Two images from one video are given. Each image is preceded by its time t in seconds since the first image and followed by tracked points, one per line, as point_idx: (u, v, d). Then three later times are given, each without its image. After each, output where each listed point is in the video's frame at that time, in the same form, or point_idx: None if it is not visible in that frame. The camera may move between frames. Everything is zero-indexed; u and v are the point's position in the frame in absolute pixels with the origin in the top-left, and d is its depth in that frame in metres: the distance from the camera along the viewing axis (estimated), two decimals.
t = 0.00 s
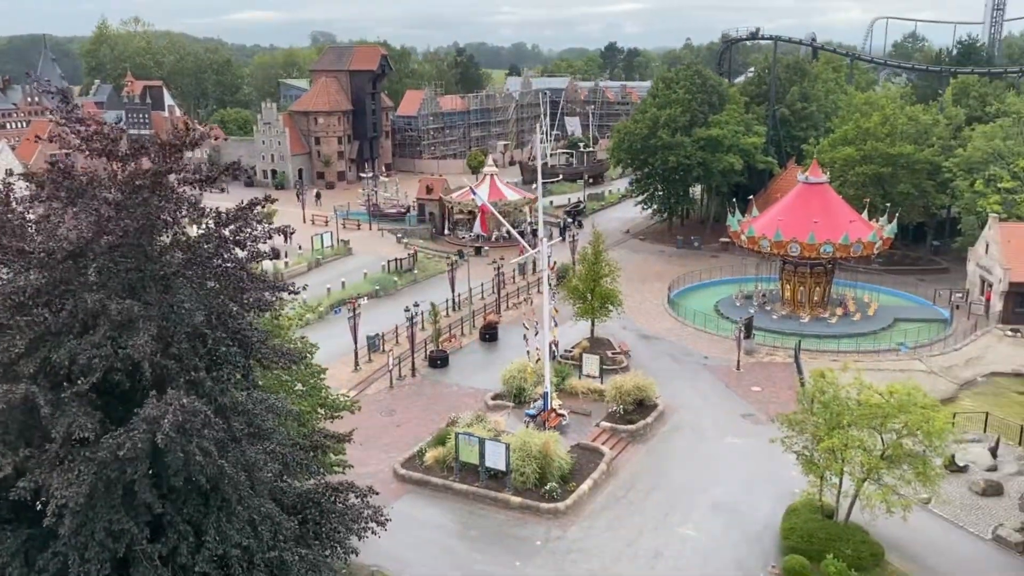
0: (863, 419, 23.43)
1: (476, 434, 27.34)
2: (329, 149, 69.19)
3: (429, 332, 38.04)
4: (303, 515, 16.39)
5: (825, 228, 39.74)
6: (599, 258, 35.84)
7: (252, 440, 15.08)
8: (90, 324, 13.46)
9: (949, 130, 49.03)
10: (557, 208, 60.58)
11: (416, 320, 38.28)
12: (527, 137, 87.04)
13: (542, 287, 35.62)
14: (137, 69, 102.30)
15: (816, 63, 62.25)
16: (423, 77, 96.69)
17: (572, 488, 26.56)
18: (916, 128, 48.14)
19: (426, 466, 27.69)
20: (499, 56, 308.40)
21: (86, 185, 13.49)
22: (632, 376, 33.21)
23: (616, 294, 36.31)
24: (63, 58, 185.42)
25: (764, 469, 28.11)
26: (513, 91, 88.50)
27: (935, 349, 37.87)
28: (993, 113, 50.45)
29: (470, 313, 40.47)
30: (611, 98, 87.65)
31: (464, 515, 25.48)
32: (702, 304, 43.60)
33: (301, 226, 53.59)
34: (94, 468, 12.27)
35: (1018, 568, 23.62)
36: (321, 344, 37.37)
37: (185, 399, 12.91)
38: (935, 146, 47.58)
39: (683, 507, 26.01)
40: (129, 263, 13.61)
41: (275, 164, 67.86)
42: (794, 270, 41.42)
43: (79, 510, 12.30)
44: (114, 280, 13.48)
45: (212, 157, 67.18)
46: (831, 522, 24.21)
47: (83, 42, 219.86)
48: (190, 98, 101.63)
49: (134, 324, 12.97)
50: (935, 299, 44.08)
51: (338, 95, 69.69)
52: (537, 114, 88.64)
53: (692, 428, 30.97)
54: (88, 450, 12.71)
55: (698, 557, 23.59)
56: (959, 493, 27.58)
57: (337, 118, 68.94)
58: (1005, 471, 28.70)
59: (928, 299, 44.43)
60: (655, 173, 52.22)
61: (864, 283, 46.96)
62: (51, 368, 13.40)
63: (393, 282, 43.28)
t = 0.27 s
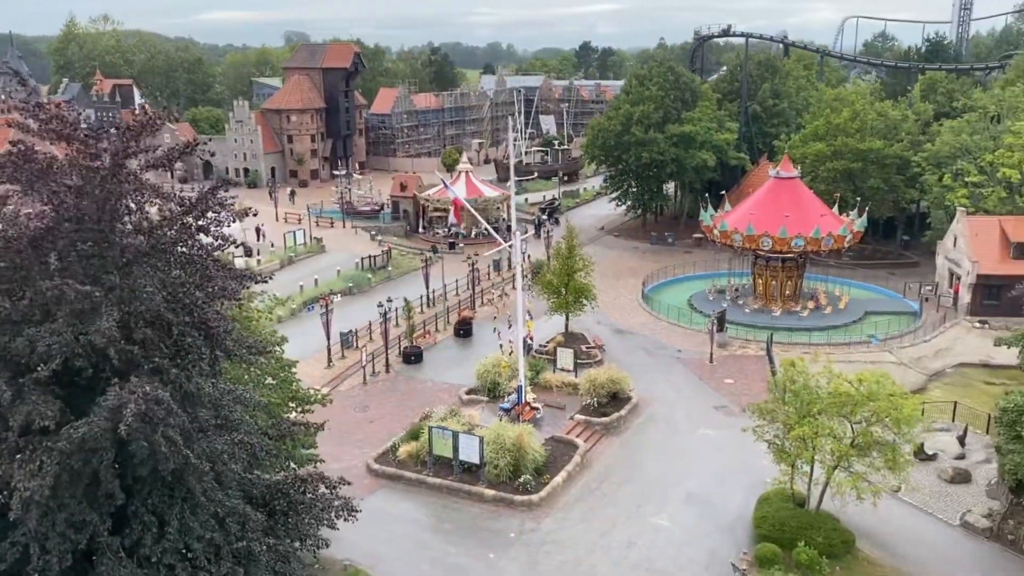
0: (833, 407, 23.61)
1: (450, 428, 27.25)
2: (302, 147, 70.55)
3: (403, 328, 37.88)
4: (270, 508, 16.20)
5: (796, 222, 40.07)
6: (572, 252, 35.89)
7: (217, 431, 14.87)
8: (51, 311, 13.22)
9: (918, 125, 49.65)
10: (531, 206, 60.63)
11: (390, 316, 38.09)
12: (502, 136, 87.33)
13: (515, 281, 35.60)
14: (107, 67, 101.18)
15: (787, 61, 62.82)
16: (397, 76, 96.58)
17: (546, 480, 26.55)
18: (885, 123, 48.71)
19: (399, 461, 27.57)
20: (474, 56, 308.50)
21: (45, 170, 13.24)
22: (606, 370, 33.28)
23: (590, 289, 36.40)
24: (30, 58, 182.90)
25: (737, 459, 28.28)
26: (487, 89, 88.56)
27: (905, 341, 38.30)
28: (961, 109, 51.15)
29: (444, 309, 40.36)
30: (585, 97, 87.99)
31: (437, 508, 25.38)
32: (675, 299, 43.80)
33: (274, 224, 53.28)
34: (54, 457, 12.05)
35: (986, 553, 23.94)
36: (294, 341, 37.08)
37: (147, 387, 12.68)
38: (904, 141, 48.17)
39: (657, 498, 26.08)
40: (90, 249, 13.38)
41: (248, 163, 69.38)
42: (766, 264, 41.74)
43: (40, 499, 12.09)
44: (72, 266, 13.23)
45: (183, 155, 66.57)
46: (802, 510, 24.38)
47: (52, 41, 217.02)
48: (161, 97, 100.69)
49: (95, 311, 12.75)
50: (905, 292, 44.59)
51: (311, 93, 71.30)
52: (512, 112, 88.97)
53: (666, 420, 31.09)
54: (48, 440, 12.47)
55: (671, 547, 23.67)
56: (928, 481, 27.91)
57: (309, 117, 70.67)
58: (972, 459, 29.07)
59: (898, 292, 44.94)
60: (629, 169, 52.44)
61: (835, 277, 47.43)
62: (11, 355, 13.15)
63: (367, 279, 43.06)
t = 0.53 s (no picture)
0: (803, 396, 23.78)
1: (423, 422, 27.13)
2: (275, 145, 70.75)
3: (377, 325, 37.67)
4: (238, 499, 16.03)
5: (768, 216, 40.39)
6: (546, 247, 35.88)
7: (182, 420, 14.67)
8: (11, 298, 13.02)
9: (887, 121, 50.22)
10: (506, 203, 60.62)
11: (363, 313, 37.88)
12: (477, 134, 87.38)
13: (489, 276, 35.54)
14: (76, 65, 99.98)
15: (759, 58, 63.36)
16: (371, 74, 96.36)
17: (520, 473, 26.51)
18: (855, 119, 49.22)
19: (373, 456, 27.41)
20: (449, 56, 308.16)
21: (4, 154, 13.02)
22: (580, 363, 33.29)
23: (564, 283, 36.41)
24: None
25: (710, 450, 28.41)
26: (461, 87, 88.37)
27: (875, 333, 38.71)
28: (929, 104, 51.82)
29: (418, 305, 40.21)
30: (559, 96, 88.25)
31: (411, 502, 25.26)
32: (650, 294, 43.95)
33: (247, 222, 52.91)
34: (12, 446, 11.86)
35: (954, 539, 24.23)
36: (265, 338, 36.76)
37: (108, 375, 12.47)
38: (874, 137, 48.71)
39: (631, 489, 26.14)
40: (50, 235, 13.16)
41: (220, 161, 69.29)
42: (738, 258, 41.98)
43: None
44: (32, 252, 13.04)
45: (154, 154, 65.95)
46: (774, 499, 24.54)
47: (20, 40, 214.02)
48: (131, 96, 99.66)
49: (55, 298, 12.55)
50: (876, 285, 45.07)
51: (284, 90, 71.47)
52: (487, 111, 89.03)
53: (640, 413, 31.16)
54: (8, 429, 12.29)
55: (645, 537, 23.72)
56: (898, 469, 28.21)
57: (281, 114, 70.85)
58: (942, 447, 29.39)
59: (869, 286, 45.41)
60: (603, 166, 52.62)
61: (807, 271, 47.84)
62: None
63: (340, 277, 42.79)
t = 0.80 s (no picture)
0: (774, 385, 23.96)
1: (396, 416, 27.02)
2: (247, 144, 70.53)
3: (350, 322, 37.47)
4: (206, 490, 15.81)
5: (740, 211, 40.72)
6: (520, 242, 35.87)
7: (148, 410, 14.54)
8: None
9: (857, 116, 50.76)
10: (481, 201, 60.56)
11: (336, 309, 37.65)
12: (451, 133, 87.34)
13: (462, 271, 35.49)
14: (43, 64, 98.66)
15: (732, 56, 63.85)
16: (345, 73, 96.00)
17: (494, 466, 26.49)
18: (826, 115, 49.70)
19: (346, 451, 27.26)
20: (423, 56, 307.59)
21: None
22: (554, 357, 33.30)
23: (539, 278, 36.44)
24: None
25: (684, 442, 28.55)
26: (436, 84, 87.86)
27: (846, 326, 39.11)
28: (898, 100, 52.48)
29: (392, 302, 40.03)
30: (535, 95, 89.23)
31: (385, 497, 25.14)
32: (624, 289, 44.08)
33: (219, 221, 52.49)
34: None
35: (923, 526, 24.53)
36: (237, 336, 36.41)
37: (70, 361, 12.35)
38: (844, 133, 49.23)
39: (604, 481, 26.20)
40: (10, 218, 12.97)
41: (191, 159, 68.85)
42: (711, 252, 42.21)
43: None
44: None
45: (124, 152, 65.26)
46: (747, 488, 24.71)
47: None
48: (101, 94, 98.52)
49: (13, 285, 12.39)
50: (846, 279, 45.54)
51: (255, 88, 71.09)
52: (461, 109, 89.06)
53: (614, 406, 31.24)
54: None
55: (619, 527, 23.79)
56: (868, 458, 28.50)
57: (253, 112, 70.49)
58: (911, 436, 29.73)
59: (840, 280, 45.86)
60: (577, 162, 52.74)
61: (779, 266, 48.25)
62: None
63: (313, 274, 42.49)
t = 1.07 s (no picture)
0: (745, 374, 24.09)
1: (369, 411, 26.87)
2: (219, 142, 70.17)
3: (323, 319, 37.23)
4: (172, 482, 15.57)
5: (712, 205, 40.99)
6: (494, 237, 35.84)
7: (110, 400, 14.36)
8: None
9: (828, 112, 51.27)
10: (455, 198, 60.46)
11: (308, 305, 37.39)
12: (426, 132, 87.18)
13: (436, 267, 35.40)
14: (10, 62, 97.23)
15: (704, 53, 64.33)
16: (319, 72, 95.50)
17: (467, 459, 26.41)
18: (797, 111, 50.15)
19: (318, 447, 27.06)
20: (398, 56, 306.68)
21: None
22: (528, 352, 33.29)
23: (512, 273, 36.44)
24: None
25: (657, 433, 28.65)
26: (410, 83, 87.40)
27: (817, 319, 39.48)
28: (867, 97, 53.09)
29: (365, 298, 39.84)
30: (509, 93, 90.30)
31: (357, 492, 24.97)
32: (598, 285, 44.19)
33: (190, 219, 52.00)
34: None
35: (892, 513, 24.79)
36: (208, 334, 36.06)
37: (28, 347, 12.17)
38: (815, 128, 49.71)
39: (578, 473, 26.22)
40: None
41: (162, 158, 68.29)
42: (684, 247, 42.43)
43: None
44: None
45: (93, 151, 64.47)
46: (719, 478, 24.84)
47: None
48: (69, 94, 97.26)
49: None
50: (818, 273, 45.97)
51: (227, 86, 70.63)
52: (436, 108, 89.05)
53: (588, 399, 31.28)
54: None
55: (593, 518, 23.80)
56: (839, 447, 28.77)
57: (225, 110, 70.07)
58: (881, 426, 30.05)
59: (812, 274, 46.28)
60: (551, 159, 52.83)
61: (751, 261, 48.60)
62: None
63: (286, 271, 42.18)
